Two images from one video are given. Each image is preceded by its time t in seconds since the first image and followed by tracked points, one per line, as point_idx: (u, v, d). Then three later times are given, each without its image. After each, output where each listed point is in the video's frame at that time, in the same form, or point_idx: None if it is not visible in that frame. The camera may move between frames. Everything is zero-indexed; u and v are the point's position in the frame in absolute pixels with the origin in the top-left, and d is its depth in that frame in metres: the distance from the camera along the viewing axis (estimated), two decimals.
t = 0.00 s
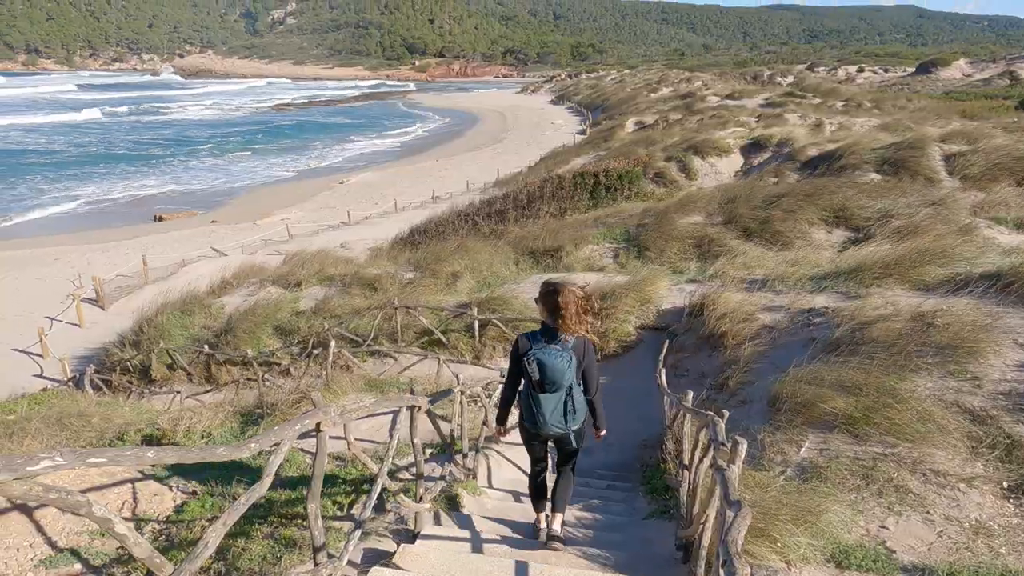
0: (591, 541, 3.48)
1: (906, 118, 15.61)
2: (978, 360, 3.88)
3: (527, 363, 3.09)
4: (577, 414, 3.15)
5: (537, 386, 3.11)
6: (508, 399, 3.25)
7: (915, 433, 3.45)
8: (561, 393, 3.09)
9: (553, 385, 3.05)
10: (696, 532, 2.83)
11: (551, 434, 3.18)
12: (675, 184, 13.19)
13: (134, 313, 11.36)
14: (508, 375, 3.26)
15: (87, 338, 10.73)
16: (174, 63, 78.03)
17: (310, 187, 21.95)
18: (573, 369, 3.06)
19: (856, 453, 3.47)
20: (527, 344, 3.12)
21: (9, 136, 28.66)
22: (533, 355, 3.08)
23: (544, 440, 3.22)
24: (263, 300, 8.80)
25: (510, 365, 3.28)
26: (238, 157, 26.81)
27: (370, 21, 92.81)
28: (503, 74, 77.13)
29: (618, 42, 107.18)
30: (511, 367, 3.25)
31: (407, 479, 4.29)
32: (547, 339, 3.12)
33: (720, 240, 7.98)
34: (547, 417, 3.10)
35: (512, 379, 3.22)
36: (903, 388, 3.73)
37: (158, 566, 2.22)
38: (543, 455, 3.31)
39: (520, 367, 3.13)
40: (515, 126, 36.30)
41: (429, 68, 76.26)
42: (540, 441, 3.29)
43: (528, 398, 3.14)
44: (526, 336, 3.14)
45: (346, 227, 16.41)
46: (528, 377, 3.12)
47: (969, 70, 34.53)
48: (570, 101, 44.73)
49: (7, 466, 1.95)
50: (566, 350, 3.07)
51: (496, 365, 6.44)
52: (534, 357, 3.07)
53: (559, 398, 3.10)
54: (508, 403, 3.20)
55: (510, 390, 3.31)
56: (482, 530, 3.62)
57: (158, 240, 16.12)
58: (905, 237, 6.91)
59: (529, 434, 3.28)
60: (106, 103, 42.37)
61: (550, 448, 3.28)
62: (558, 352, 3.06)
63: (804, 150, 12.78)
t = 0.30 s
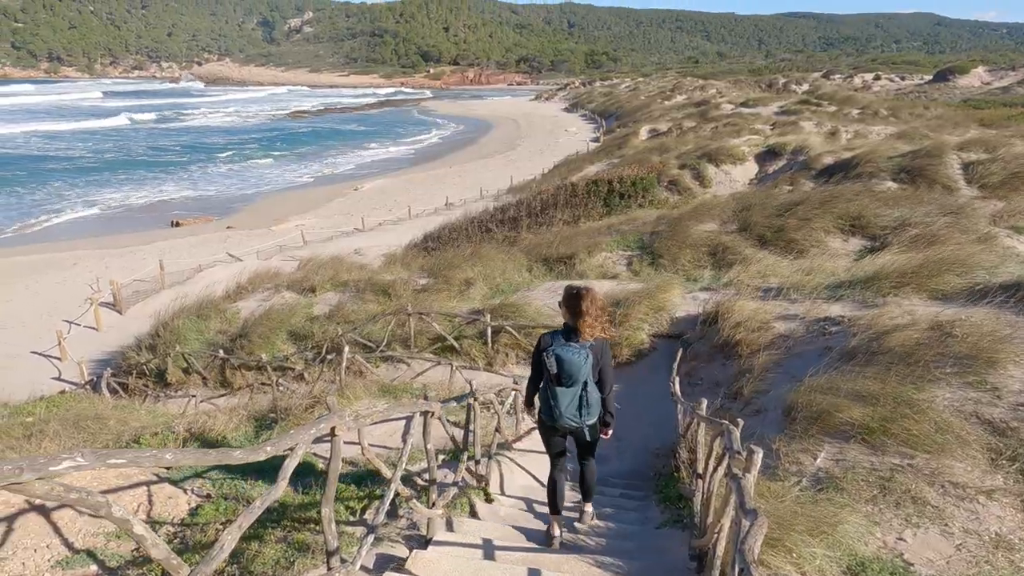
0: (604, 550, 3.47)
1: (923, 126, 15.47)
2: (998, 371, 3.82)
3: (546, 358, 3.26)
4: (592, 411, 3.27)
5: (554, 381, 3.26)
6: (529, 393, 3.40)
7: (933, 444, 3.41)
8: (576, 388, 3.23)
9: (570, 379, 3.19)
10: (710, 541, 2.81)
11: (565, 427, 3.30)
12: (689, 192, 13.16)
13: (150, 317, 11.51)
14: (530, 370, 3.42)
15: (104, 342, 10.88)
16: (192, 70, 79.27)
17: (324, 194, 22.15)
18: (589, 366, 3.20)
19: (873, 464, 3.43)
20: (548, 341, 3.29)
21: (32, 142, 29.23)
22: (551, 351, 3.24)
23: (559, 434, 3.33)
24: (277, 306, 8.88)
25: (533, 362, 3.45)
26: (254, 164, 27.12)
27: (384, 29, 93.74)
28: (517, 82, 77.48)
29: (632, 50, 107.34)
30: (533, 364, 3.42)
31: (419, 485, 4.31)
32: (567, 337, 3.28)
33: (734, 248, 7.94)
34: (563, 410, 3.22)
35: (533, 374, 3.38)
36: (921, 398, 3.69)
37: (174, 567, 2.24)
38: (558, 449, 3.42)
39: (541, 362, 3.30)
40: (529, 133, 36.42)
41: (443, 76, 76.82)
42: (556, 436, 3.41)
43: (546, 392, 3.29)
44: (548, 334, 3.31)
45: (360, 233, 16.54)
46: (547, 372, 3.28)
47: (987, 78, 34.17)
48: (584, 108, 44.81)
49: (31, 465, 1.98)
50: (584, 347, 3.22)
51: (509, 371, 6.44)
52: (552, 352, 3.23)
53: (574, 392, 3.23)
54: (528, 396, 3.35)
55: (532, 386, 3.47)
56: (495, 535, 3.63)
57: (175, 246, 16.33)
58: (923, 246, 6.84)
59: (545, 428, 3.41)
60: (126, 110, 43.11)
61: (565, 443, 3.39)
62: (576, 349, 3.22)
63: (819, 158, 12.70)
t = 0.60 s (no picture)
0: (616, 559, 3.45)
1: (941, 135, 15.30)
2: (1018, 383, 3.74)
3: (574, 371, 3.49)
4: (618, 416, 3.52)
5: (582, 392, 3.50)
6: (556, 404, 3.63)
7: (951, 456, 3.36)
8: (604, 397, 3.47)
9: (599, 390, 3.43)
10: (723, 550, 2.79)
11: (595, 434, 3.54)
12: (704, 200, 13.11)
13: (167, 322, 11.66)
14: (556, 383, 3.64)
15: (122, 347, 11.03)
16: (211, 78, 80.56)
17: (339, 200, 22.34)
18: (614, 377, 3.45)
19: (889, 475, 3.39)
20: (574, 354, 3.52)
21: (55, 149, 29.85)
22: (579, 365, 3.47)
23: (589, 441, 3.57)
24: (292, 311, 8.96)
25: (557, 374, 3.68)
26: (271, 171, 27.44)
27: (400, 37, 94.74)
28: (531, 90, 77.82)
29: (647, 58, 107.40)
30: (558, 376, 3.64)
31: (431, 490, 4.32)
32: (590, 349, 3.52)
33: (749, 257, 7.90)
34: (592, 418, 3.46)
35: (561, 386, 3.60)
36: (938, 410, 3.64)
37: (189, 569, 2.27)
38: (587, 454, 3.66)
39: (568, 375, 3.53)
40: (543, 141, 36.50)
41: (458, 84, 77.38)
42: (584, 441, 3.65)
43: (576, 402, 3.52)
44: (573, 348, 3.54)
45: (374, 239, 16.64)
46: (575, 383, 3.51)
47: (1007, 86, 33.72)
48: (598, 116, 44.87)
49: (51, 465, 2.02)
50: (608, 358, 3.47)
51: (522, 378, 6.45)
52: (579, 366, 3.46)
53: (603, 402, 3.47)
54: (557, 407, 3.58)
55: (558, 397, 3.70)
56: (508, 542, 3.63)
57: (193, 252, 16.55)
58: (941, 255, 6.74)
59: (574, 435, 3.65)
60: (146, 118, 43.89)
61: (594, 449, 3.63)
62: (601, 361, 3.46)
63: (835, 166, 12.59)
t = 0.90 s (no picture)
0: (626, 567, 3.45)
1: (960, 143, 15.13)
2: None
3: (583, 382, 3.61)
4: (625, 426, 3.63)
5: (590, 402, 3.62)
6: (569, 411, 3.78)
7: (969, 469, 3.31)
8: (611, 408, 3.58)
9: (604, 402, 3.54)
10: (737, 560, 2.77)
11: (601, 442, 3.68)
12: (718, 208, 13.07)
13: (184, 327, 11.81)
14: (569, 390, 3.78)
15: (139, 351, 11.19)
16: (230, 86, 81.87)
17: (355, 207, 22.54)
18: (621, 390, 3.54)
19: (906, 487, 3.35)
20: (584, 365, 3.63)
21: (78, 157, 30.45)
22: (588, 375, 3.59)
23: (597, 447, 3.71)
24: (307, 317, 9.04)
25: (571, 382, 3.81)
26: (287, 178, 27.77)
27: (416, 46, 95.62)
28: (546, 98, 78.08)
29: (662, 66, 107.33)
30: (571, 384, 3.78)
31: (443, 497, 4.33)
32: (601, 361, 3.61)
33: (764, 265, 7.86)
34: (599, 427, 3.60)
35: (572, 394, 3.74)
36: (956, 421, 3.59)
37: (205, 570, 2.30)
38: (595, 458, 3.81)
39: (579, 385, 3.65)
40: (557, 149, 36.58)
41: (473, 92, 77.89)
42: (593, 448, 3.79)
43: (584, 411, 3.65)
44: (584, 358, 3.64)
45: (389, 246, 16.77)
46: (583, 394, 3.63)
47: None
48: (612, 124, 44.88)
49: (72, 465, 2.06)
50: (617, 372, 3.55)
51: (534, 386, 6.45)
52: (589, 377, 3.58)
53: (609, 412, 3.58)
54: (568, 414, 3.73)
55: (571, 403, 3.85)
56: (519, 550, 3.62)
57: (210, 257, 16.76)
58: (959, 265, 6.66)
59: (584, 440, 3.80)
60: (166, 126, 44.65)
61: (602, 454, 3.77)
62: (609, 374, 3.55)
63: (852, 175, 12.48)
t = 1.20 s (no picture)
0: None
1: (980, 151, 14.95)
2: None
3: (601, 383, 3.75)
4: (640, 427, 3.73)
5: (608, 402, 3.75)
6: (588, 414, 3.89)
7: (989, 481, 3.26)
8: (627, 408, 3.69)
9: (620, 402, 3.66)
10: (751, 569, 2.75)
11: (617, 441, 3.78)
12: (733, 216, 13.01)
13: (200, 332, 11.95)
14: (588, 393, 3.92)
15: (156, 355, 11.34)
16: (247, 93, 83.06)
17: (369, 214, 22.71)
18: (638, 391, 3.66)
19: (924, 499, 3.31)
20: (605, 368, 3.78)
21: (100, 163, 31.03)
22: (606, 377, 3.73)
23: (612, 446, 3.81)
24: (321, 323, 9.10)
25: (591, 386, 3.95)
26: (303, 184, 28.07)
27: (431, 54, 96.42)
28: (560, 106, 78.31)
29: (676, 73, 107.30)
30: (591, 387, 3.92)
31: (456, 503, 4.35)
32: (620, 365, 3.76)
33: (779, 273, 7.80)
34: (614, 426, 3.71)
35: (590, 396, 3.87)
36: (976, 433, 3.54)
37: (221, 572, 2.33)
38: (612, 459, 3.90)
39: (597, 386, 3.79)
40: (571, 156, 36.63)
41: (487, 99, 78.35)
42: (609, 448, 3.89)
43: (601, 411, 3.78)
44: (602, 361, 3.79)
45: (403, 253, 16.87)
46: (601, 395, 3.77)
47: None
48: (627, 132, 44.87)
49: (93, 466, 2.11)
50: (634, 373, 3.68)
51: (548, 393, 6.44)
52: (607, 378, 3.72)
53: (626, 412, 3.70)
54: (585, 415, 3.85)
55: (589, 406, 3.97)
56: (531, 557, 3.62)
57: (226, 263, 16.96)
58: (979, 274, 6.58)
59: (600, 440, 3.90)
60: (184, 133, 45.35)
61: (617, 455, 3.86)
62: (627, 376, 3.68)
63: (869, 183, 12.38)
